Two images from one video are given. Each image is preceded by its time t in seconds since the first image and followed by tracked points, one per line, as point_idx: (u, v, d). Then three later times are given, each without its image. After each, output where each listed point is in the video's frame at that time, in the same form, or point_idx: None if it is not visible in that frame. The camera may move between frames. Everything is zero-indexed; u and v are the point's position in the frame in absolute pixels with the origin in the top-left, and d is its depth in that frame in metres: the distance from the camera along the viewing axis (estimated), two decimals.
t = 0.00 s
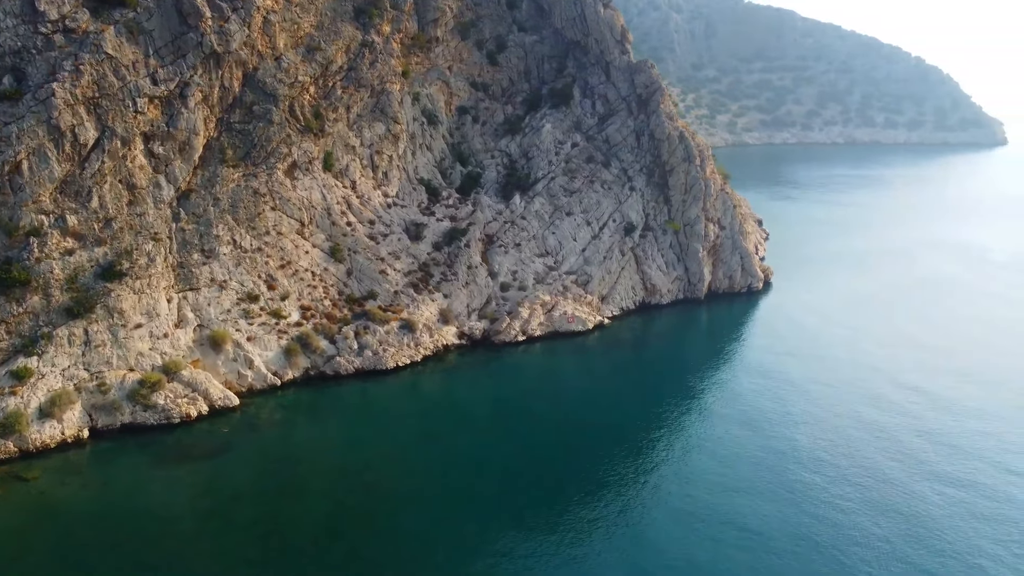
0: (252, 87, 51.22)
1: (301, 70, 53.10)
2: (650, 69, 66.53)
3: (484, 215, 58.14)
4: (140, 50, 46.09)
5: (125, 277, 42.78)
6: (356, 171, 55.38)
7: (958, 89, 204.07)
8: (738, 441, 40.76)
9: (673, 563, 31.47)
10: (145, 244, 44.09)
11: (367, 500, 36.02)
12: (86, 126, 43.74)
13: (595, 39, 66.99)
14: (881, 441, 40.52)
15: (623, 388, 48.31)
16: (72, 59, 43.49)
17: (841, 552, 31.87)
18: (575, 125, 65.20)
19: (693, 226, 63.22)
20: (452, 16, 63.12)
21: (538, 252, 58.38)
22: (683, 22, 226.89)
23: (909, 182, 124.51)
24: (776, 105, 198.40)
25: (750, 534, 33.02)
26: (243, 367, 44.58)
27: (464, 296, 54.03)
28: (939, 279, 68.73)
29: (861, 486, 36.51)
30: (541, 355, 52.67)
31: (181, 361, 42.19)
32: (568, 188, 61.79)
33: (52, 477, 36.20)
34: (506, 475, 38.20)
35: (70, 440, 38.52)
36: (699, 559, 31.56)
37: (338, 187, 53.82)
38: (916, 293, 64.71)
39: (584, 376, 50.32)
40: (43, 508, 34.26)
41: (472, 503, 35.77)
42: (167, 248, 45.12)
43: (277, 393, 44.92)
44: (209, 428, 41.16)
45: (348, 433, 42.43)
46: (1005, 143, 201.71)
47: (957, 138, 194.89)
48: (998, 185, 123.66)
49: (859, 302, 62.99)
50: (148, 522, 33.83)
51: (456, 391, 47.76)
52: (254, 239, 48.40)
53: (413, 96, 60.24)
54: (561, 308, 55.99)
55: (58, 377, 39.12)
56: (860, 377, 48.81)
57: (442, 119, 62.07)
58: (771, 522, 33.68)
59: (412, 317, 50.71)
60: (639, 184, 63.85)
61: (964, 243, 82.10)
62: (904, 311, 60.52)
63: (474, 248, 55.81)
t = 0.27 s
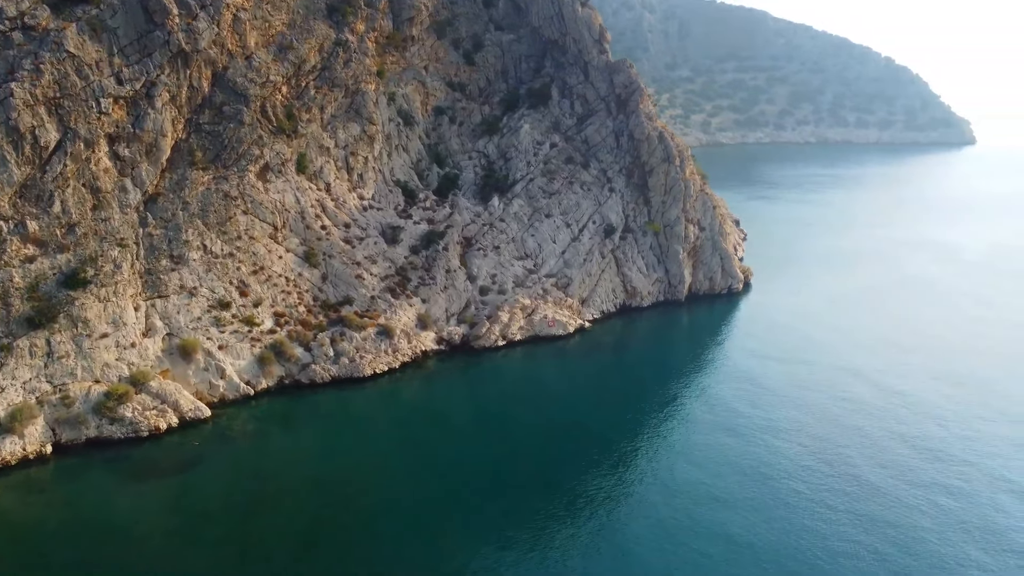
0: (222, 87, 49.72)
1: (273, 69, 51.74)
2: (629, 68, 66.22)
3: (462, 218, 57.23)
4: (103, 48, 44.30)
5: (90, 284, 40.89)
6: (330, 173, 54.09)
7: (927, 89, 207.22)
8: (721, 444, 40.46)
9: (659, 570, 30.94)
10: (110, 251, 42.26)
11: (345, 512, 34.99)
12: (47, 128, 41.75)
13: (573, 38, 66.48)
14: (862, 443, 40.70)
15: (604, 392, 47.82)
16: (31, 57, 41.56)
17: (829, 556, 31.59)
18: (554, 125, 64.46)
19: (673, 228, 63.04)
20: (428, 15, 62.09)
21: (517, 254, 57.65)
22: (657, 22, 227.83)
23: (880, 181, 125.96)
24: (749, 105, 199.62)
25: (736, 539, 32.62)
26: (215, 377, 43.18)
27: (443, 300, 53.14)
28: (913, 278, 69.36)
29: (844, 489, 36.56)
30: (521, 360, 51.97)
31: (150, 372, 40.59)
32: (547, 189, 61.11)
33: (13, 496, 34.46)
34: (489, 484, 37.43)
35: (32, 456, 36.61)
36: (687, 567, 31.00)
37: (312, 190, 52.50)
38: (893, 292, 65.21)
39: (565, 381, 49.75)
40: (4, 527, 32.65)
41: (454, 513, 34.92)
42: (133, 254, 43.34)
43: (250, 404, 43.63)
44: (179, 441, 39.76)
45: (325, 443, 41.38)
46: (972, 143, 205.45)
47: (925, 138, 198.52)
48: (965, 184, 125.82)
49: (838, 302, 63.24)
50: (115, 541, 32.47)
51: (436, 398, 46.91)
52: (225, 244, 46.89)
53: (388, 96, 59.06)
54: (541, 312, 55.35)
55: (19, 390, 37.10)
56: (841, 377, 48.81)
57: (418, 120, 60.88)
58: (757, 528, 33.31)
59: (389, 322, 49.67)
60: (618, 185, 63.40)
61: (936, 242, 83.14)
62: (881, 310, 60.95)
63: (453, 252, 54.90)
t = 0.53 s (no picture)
0: (190, 86, 48.20)
1: (244, 69, 50.37)
2: (607, 68, 65.84)
3: (440, 220, 56.26)
4: (64, 46, 42.54)
5: (52, 294, 39.03)
6: (304, 175, 52.75)
7: (897, 89, 210.14)
8: (703, 449, 40.12)
9: None
10: (74, 257, 40.46)
11: (320, 525, 33.97)
12: (4, 130, 39.66)
13: (551, 37, 65.78)
14: (846, 440, 40.56)
15: (585, 397, 47.29)
16: None
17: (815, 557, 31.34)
18: (532, 126, 63.66)
19: (653, 229, 62.76)
20: (403, 13, 61.03)
21: (496, 257, 56.87)
22: (630, 22, 228.58)
23: (852, 181, 127.35)
24: (723, 105, 200.90)
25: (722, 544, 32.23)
26: (185, 388, 41.76)
27: (421, 305, 52.19)
28: (890, 278, 69.88)
29: (829, 486, 36.29)
30: (501, 365, 51.23)
31: (116, 384, 39.02)
32: (526, 191, 60.38)
33: None
34: (469, 493, 36.67)
35: None
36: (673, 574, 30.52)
37: (285, 193, 51.16)
38: (869, 292, 65.56)
39: (545, 386, 49.14)
40: None
41: (433, 525, 34.08)
42: (98, 261, 41.61)
43: (222, 414, 42.29)
44: (148, 455, 38.34)
45: (300, 454, 40.27)
46: (942, 142, 208.63)
47: (896, 136, 201.33)
48: (935, 184, 127.64)
49: (817, 302, 63.43)
50: (81, 559, 31.16)
51: (414, 405, 45.98)
52: (194, 250, 45.44)
53: (363, 96, 57.86)
54: (521, 315, 54.66)
55: None
56: (823, 376, 48.77)
57: (394, 120, 59.66)
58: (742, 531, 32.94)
59: (366, 328, 48.59)
60: (598, 186, 62.91)
61: (909, 241, 84.01)
62: (859, 310, 61.25)
63: (430, 256, 53.95)
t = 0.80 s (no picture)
0: (157, 86, 46.59)
1: (213, 68, 48.85)
2: (585, 68, 65.32)
3: (417, 223, 55.28)
4: (23, 43, 40.66)
5: (11, 304, 37.33)
6: (276, 178, 51.40)
7: (867, 89, 212.94)
8: (686, 455, 39.81)
9: None
10: (35, 265, 38.75)
11: (295, 540, 32.93)
12: None
13: (528, 36, 65.00)
14: (828, 445, 40.60)
15: (566, 402, 46.75)
16: None
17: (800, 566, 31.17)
18: (510, 126, 62.86)
19: (633, 231, 62.42)
20: (377, 11, 59.85)
21: (474, 260, 56.06)
22: (603, 22, 229.24)
23: (825, 181, 128.60)
24: (696, 104, 202.09)
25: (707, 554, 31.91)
26: (154, 399, 40.35)
27: (398, 310, 51.22)
28: (865, 277, 70.37)
29: (813, 494, 36.23)
30: (480, 371, 50.49)
31: (81, 397, 37.52)
32: (504, 192, 59.62)
33: None
34: (449, 504, 35.88)
35: None
36: None
37: (257, 196, 49.76)
38: (846, 292, 65.92)
39: (526, 391, 48.52)
40: None
41: (413, 537, 33.22)
42: (61, 269, 39.97)
43: (193, 426, 40.96)
44: (115, 470, 36.91)
45: (275, 467, 39.15)
46: (911, 141, 211.78)
47: (866, 135, 204.14)
48: (905, 184, 129.39)
49: (794, 303, 63.62)
50: None
51: (392, 413, 45.05)
52: (163, 256, 44.00)
53: (337, 97, 56.57)
54: (501, 320, 53.93)
55: None
56: (802, 379, 48.79)
57: (368, 121, 58.43)
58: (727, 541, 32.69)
59: (342, 335, 47.49)
60: (577, 187, 62.35)
61: (882, 240, 84.83)
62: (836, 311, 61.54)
63: (407, 259, 52.98)
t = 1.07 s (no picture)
0: (121, 86, 44.96)
1: (181, 67, 47.35)
2: (563, 67, 64.67)
3: (393, 226, 54.24)
4: None
5: None
6: (248, 181, 49.98)
7: (838, 89, 215.51)
8: (668, 463, 39.47)
9: None
10: None
11: (272, 557, 31.81)
12: None
13: (505, 35, 64.18)
14: (811, 449, 40.53)
15: (548, 409, 46.22)
16: None
17: None
18: (487, 127, 62.03)
19: (613, 233, 62.06)
20: (350, 9, 58.65)
21: (453, 264, 55.20)
22: (576, 22, 228.36)
23: (797, 180, 129.66)
24: (670, 104, 203.05)
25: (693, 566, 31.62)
26: (121, 412, 38.83)
27: (375, 316, 50.19)
28: (841, 277, 70.80)
29: (796, 499, 36.06)
30: (460, 377, 49.71)
31: (43, 411, 35.86)
32: (482, 194, 58.79)
33: None
34: (431, 517, 35.06)
35: None
36: None
37: (228, 200, 48.29)
38: (823, 293, 66.23)
39: (507, 398, 47.89)
40: None
41: (395, 554, 32.34)
42: (21, 277, 38.29)
43: (163, 440, 39.59)
44: (80, 487, 35.43)
45: (247, 481, 37.90)
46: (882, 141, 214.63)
47: (838, 135, 206.47)
48: (875, 183, 131.00)
49: (773, 304, 63.74)
50: None
51: (369, 423, 44.05)
52: (129, 262, 42.48)
53: (310, 97, 55.19)
54: (480, 325, 53.14)
55: None
56: (782, 383, 48.72)
57: (343, 121, 57.11)
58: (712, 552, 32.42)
59: (318, 343, 46.35)
60: (556, 189, 61.75)
61: (856, 239, 85.60)
62: (814, 312, 61.74)
63: (384, 264, 51.96)
